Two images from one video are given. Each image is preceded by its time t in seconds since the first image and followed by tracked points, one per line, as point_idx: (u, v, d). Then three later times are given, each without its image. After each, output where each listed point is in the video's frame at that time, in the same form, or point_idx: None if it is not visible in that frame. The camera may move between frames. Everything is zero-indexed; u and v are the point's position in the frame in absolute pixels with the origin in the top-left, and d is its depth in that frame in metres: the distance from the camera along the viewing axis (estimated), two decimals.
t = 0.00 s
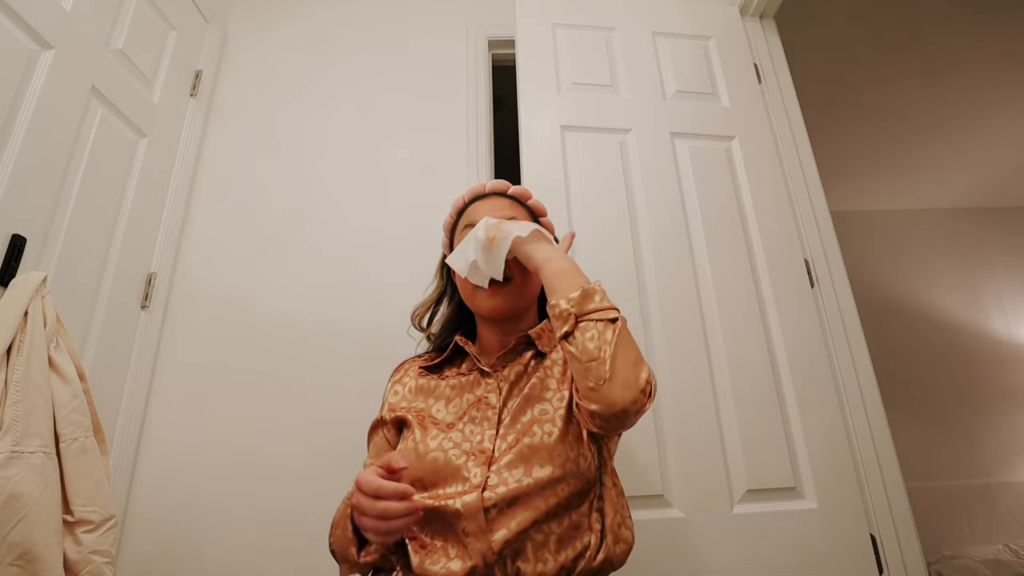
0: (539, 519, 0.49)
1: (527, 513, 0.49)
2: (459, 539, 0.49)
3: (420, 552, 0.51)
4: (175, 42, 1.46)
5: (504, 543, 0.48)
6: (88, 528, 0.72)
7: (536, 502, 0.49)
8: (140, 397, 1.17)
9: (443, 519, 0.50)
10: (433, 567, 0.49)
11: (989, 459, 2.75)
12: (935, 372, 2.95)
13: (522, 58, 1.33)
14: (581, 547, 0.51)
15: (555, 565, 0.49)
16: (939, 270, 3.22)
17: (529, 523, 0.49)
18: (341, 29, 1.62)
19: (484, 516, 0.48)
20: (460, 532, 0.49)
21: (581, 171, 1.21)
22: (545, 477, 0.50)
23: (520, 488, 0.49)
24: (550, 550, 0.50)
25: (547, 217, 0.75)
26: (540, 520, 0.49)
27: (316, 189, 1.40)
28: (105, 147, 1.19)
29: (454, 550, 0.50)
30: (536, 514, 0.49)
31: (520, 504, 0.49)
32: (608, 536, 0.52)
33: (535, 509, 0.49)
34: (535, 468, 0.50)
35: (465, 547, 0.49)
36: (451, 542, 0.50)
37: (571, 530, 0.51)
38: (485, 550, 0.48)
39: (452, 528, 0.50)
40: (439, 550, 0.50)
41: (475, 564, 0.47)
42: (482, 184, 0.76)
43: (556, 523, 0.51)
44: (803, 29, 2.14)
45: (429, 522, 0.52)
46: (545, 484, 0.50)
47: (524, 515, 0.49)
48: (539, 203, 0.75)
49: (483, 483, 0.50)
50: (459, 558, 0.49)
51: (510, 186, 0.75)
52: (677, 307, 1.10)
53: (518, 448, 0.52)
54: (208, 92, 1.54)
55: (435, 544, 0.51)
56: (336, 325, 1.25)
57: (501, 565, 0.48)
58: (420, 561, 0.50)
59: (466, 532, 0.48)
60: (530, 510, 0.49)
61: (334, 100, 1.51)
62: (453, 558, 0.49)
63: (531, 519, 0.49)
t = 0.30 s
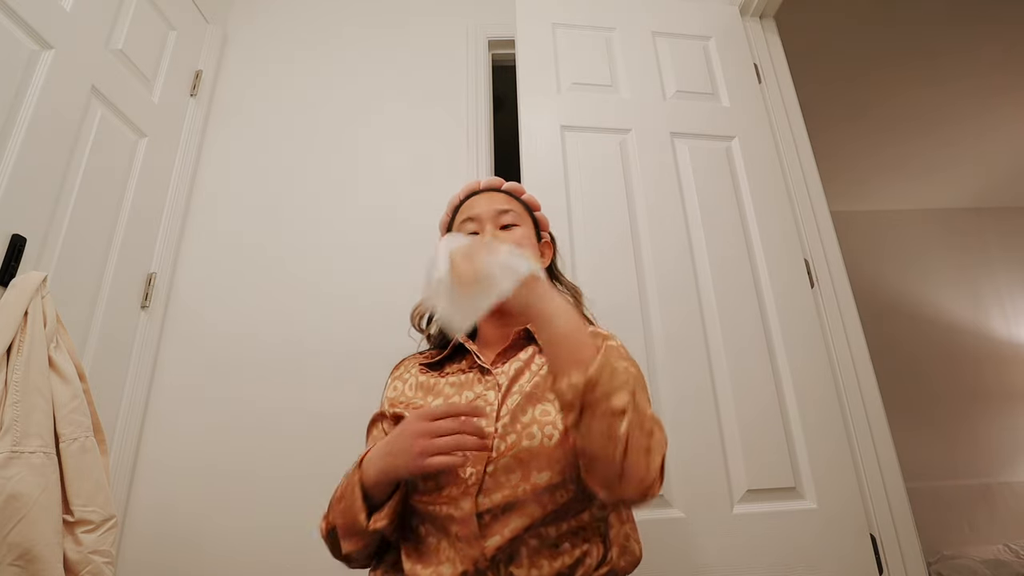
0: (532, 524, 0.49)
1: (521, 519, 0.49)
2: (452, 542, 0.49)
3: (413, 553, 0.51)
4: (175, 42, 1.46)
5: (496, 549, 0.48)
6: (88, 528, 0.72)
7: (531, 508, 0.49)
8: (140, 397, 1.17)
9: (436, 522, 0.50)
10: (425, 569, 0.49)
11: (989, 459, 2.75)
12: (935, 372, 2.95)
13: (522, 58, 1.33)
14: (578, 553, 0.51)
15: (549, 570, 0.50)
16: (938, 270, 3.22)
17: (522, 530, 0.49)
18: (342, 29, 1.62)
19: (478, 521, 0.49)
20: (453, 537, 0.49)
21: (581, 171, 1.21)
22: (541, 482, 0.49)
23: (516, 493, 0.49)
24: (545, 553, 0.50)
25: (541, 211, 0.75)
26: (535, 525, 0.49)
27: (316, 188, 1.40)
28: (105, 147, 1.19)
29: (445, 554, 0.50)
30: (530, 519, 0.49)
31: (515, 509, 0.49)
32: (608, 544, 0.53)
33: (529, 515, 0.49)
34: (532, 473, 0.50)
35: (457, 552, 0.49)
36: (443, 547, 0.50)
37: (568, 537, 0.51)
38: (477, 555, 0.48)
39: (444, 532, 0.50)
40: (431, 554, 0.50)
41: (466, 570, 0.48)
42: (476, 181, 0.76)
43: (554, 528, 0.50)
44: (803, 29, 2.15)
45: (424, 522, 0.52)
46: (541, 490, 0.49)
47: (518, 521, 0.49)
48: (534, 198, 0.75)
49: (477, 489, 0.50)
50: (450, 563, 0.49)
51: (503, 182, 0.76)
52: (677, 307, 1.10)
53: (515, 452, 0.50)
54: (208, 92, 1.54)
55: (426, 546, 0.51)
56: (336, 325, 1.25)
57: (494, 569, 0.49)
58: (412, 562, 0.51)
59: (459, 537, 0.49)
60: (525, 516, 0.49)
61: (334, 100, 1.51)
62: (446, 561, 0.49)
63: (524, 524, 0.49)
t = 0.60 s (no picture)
0: (522, 523, 0.49)
1: (513, 517, 0.49)
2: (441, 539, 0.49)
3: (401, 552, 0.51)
4: (175, 42, 1.46)
5: (487, 548, 0.48)
6: (88, 528, 0.72)
7: (520, 505, 0.49)
8: (140, 397, 1.17)
9: (426, 520, 0.50)
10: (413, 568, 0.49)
11: (989, 459, 2.75)
12: (935, 372, 2.95)
13: (522, 58, 1.33)
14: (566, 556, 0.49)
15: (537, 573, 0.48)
16: (938, 270, 3.22)
17: (513, 527, 0.48)
18: (341, 29, 1.62)
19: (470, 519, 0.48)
20: (442, 533, 0.48)
21: (581, 171, 1.21)
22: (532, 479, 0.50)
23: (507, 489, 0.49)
24: (534, 558, 0.49)
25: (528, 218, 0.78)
26: (524, 524, 0.49)
27: (316, 188, 1.40)
28: (105, 147, 1.19)
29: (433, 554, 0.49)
30: (520, 518, 0.49)
31: (506, 507, 0.49)
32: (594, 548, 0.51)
33: (519, 513, 0.49)
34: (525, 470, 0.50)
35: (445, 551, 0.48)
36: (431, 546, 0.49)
37: (561, 544, 0.50)
38: (467, 553, 0.48)
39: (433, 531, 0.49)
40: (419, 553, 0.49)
41: (455, 567, 0.47)
42: (465, 189, 0.78)
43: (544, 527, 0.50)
44: (803, 29, 2.15)
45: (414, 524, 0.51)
46: (533, 487, 0.49)
47: (508, 519, 0.49)
48: (521, 207, 0.78)
49: (470, 487, 0.50)
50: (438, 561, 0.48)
51: (491, 191, 0.79)
52: (676, 307, 1.10)
53: (509, 449, 0.51)
54: (208, 92, 1.54)
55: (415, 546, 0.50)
56: (336, 325, 1.25)
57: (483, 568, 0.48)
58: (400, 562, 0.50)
59: (449, 536, 0.48)
60: (514, 513, 0.49)
61: (333, 100, 1.51)
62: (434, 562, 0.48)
63: (514, 522, 0.48)
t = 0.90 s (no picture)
0: (531, 518, 0.48)
1: (522, 515, 0.48)
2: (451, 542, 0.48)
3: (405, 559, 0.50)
4: (175, 42, 1.46)
5: (499, 545, 0.47)
6: (88, 528, 0.72)
7: (529, 501, 0.48)
8: (140, 397, 1.17)
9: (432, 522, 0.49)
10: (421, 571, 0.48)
11: (989, 459, 2.75)
12: (935, 372, 2.95)
13: (522, 58, 1.33)
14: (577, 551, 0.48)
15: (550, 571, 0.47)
16: (938, 270, 3.22)
17: (522, 524, 0.48)
18: (341, 29, 1.62)
19: (481, 518, 0.48)
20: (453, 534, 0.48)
21: (581, 171, 1.21)
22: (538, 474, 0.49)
23: (515, 485, 0.49)
24: (544, 554, 0.48)
25: (521, 221, 0.79)
26: (533, 519, 0.48)
27: (316, 188, 1.40)
28: (105, 147, 1.19)
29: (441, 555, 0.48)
30: (529, 513, 0.48)
31: (515, 503, 0.48)
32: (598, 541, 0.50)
33: (528, 508, 0.48)
34: (530, 465, 0.50)
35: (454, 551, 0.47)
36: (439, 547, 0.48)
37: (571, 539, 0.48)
38: (479, 551, 0.47)
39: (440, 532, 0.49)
40: (426, 556, 0.48)
41: (468, 567, 0.47)
42: (461, 187, 0.79)
43: (553, 522, 0.49)
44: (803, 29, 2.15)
45: (419, 528, 0.51)
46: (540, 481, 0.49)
47: (517, 516, 0.48)
48: (516, 208, 0.79)
49: (477, 486, 0.50)
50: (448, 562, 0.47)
51: (490, 189, 0.80)
52: (676, 307, 1.10)
53: (512, 446, 0.52)
54: (208, 92, 1.54)
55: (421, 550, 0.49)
56: (336, 325, 1.25)
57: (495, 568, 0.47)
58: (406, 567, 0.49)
59: (460, 536, 0.47)
60: (523, 509, 0.48)
61: (333, 100, 1.51)
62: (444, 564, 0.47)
63: (524, 518, 0.48)
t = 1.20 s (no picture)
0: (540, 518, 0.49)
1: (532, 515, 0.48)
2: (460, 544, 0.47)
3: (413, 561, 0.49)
4: (175, 42, 1.46)
5: (509, 546, 0.47)
6: (88, 528, 0.72)
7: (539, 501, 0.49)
8: (140, 397, 1.17)
9: (440, 524, 0.49)
10: None
11: (989, 459, 2.75)
12: (935, 371, 2.95)
13: (522, 58, 1.33)
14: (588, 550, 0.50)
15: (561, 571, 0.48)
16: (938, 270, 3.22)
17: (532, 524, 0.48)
18: (341, 30, 1.62)
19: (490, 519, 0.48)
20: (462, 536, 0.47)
21: (581, 172, 1.21)
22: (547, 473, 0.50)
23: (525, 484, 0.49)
24: (554, 553, 0.49)
25: (517, 221, 0.82)
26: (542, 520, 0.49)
27: (316, 188, 1.40)
28: (105, 147, 1.19)
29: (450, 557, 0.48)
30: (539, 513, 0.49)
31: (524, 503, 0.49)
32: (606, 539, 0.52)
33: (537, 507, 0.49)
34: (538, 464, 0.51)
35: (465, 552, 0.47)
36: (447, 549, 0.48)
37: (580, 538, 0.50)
38: (490, 554, 0.47)
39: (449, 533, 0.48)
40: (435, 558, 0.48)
41: (480, 569, 0.47)
42: (457, 186, 0.81)
43: (561, 521, 0.50)
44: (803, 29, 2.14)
45: (423, 529, 0.50)
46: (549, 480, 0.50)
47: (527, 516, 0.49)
48: (511, 207, 0.82)
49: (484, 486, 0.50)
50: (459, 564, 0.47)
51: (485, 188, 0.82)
52: (676, 306, 1.10)
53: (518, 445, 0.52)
54: (208, 92, 1.54)
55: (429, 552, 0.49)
56: (336, 324, 1.25)
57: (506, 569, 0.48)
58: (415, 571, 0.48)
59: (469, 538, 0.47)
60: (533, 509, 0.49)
61: (332, 100, 1.51)
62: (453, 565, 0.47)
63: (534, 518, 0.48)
